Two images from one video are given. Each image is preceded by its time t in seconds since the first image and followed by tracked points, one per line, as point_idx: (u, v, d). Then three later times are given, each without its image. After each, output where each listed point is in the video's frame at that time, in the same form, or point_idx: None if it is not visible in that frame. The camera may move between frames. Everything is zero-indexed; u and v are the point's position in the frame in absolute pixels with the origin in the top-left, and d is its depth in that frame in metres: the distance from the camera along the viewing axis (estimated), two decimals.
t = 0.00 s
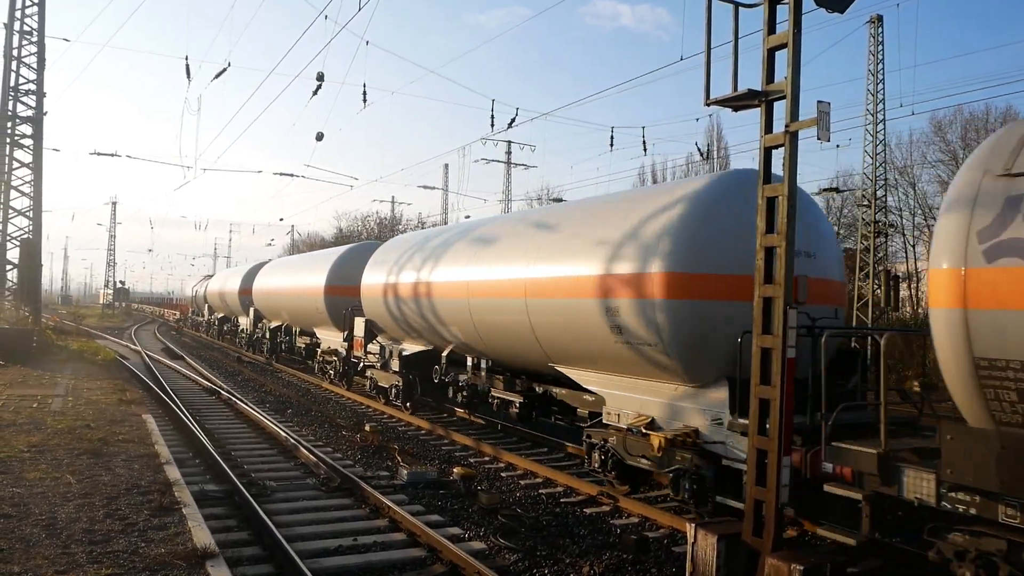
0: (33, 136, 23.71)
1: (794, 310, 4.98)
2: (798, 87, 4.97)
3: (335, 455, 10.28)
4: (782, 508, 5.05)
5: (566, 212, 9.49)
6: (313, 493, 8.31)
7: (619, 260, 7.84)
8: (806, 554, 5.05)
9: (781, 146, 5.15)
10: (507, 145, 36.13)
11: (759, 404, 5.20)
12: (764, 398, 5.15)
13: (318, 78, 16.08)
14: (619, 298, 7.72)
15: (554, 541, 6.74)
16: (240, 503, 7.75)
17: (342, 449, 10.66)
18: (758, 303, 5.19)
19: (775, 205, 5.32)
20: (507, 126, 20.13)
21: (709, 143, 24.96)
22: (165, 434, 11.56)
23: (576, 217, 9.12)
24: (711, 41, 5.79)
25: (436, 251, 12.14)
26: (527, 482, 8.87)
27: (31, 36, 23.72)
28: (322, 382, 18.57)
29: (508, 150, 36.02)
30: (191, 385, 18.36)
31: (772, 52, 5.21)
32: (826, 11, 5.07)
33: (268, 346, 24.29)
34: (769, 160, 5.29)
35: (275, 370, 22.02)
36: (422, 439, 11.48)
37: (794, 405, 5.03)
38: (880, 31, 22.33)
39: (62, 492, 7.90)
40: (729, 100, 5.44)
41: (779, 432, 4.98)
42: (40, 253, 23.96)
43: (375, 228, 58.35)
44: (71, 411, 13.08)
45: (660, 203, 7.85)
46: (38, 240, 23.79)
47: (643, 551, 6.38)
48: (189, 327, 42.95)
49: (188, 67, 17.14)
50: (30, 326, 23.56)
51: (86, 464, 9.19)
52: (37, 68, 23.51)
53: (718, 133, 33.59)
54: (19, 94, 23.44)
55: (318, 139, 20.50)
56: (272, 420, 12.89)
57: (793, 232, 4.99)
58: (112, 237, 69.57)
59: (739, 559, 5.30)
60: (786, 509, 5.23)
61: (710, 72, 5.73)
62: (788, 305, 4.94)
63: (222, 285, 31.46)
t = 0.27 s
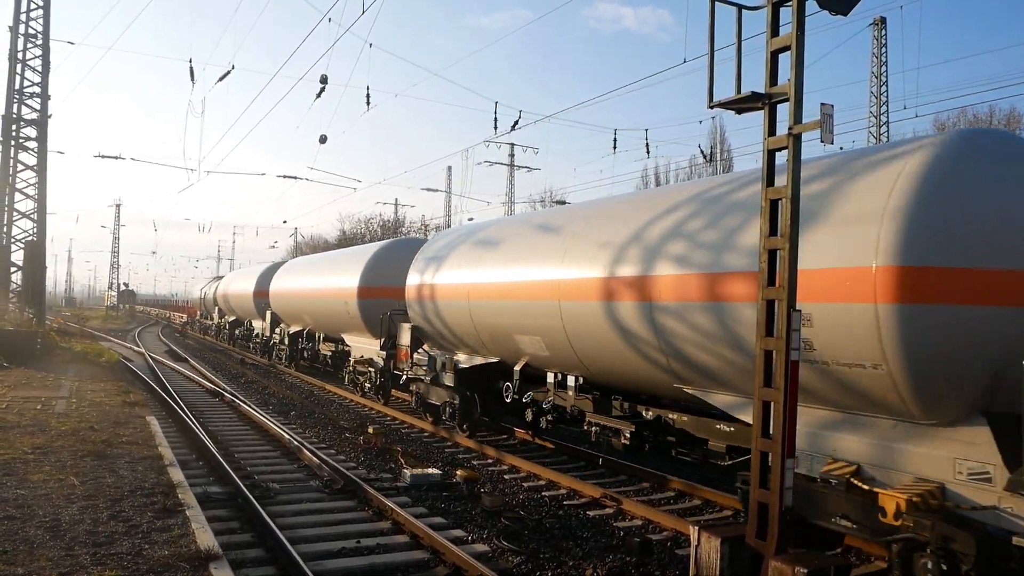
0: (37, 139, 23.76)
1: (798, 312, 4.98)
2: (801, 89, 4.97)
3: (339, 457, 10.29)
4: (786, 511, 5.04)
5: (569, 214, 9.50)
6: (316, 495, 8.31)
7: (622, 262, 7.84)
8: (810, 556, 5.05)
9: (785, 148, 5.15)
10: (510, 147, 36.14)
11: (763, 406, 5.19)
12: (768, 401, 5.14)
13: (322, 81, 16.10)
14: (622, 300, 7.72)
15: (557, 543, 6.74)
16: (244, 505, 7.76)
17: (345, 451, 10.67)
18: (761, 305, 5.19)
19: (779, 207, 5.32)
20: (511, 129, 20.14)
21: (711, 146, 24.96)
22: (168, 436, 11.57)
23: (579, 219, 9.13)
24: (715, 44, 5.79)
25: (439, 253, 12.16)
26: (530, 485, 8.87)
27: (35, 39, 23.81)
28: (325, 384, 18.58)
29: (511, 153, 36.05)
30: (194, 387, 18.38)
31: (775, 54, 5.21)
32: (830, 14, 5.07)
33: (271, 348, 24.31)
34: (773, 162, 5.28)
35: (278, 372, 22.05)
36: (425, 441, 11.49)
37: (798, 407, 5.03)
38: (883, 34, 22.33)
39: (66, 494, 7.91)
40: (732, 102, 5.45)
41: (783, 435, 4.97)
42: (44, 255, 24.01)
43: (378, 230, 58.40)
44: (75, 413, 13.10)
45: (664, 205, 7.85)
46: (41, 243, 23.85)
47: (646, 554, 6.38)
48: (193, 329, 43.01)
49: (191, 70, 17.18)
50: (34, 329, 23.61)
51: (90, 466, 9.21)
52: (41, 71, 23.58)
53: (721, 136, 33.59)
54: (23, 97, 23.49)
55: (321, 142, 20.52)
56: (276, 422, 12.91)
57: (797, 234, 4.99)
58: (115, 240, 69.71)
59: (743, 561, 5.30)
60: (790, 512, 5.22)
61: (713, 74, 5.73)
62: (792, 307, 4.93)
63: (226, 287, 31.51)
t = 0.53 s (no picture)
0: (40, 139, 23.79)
1: (800, 314, 4.97)
2: (804, 90, 4.97)
3: (340, 458, 10.30)
4: (788, 513, 5.03)
5: (572, 215, 9.49)
6: (318, 496, 8.32)
7: (625, 264, 7.84)
8: (812, 558, 5.04)
9: (787, 150, 5.14)
10: (513, 148, 36.12)
11: (765, 408, 5.19)
12: (770, 402, 5.14)
13: (324, 81, 16.10)
14: (626, 302, 7.71)
15: (559, 544, 6.74)
16: (246, 505, 7.76)
17: (347, 452, 10.68)
18: (763, 306, 5.18)
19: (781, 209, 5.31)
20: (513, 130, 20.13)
21: (714, 148, 24.81)
22: (171, 436, 11.58)
23: (582, 221, 9.12)
24: (718, 45, 5.79)
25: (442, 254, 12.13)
26: (532, 485, 8.87)
27: (38, 39, 23.85)
28: (327, 385, 18.58)
29: (514, 154, 36.05)
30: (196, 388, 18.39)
31: (778, 55, 5.21)
32: (833, 14, 5.06)
33: (273, 349, 24.31)
34: (775, 163, 5.28)
35: (280, 372, 22.07)
36: (427, 442, 11.49)
37: (800, 408, 5.02)
38: (887, 35, 22.30)
39: (68, 494, 7.92)
40: (736, 104, 5.44)
41: (785, 436, 4.96)
42: (46, 255, 24.02)
43: (381, 232, 58.42)
44: (77, 413, 13.12)
45: (667, 207, 7.84)
46: (43, 242, 23.88)
47: (648, 555, 6.38)
48: (195, 330, 43.07)
49: (194, 71, 17.19)
50: (36, 328, 23.64)
51: (92, 466, 9.22)
52: (44, 71, 23.61)
53: (725, 138, 33.54)
54: (26, 97, 23.54)
55: (324, 142, 20.52)
56: (278, 422, 12.91)
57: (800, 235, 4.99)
58: (118, 240, 69.80)
59: (745, 562, 5.29)
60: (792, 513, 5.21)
61: (716, 75, 5.73)
62: (794, 308, 4.93)
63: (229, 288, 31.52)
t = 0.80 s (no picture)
0: (40, 137, 23.77)
1: (800, 312, 4.97)
2: (805, 88, 4.97)
3: (341, 456, 10.30)
4: (788, 511, 5.04)
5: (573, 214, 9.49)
6: (319, 494, 8.32)
7: (626, 262, 7.85)
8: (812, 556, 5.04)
9: (788, 148, 5.14)
10: (513, 147, 36.11)
11: (765, 406, 5.19)
12: (770, 400, 5.14)
13: (324, 80, 16.09)
14: (627, 300, 7.72)
15: (559, 542, 6.75)
16: (246, 503, 7.77)
17: (347, 450, 10.68)
18: (764, 305, 5.19)
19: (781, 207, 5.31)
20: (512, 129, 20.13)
21: (715, 146, 24.77)
22: (171, 435, 11.58)
23: (583, 219, 9.12)
24: (718, 44, 5.79)
25: (443, 253, 12.13)
26: (532, 484, 8.87)
27: (38, 37, 23.82)
28: (327, 384, 18.57)
29: (514, 152, 36.02)
30: (197, 386, 18.39)
31: (779, 54, 5.21)
32: (833, 13, 5.06)
33: (274, 348, 24.30)
34: (776, 161, 5.28)
35: (281, 371, 22.07)
36: (428, 440, 11.49)
37: (800, 407, 5.02)
38: (887, 34, 22.28)
39: (69, 492, 7.93)
40: (736, 102, 5.44)
41: (785, 435, 4.97)
42: (46, 253, 24.02)
43: (380, 231, 58.41)
44: (77, 411, 13.12)
45: (667, 206, 7.84)
46: (43, 241, 23.87)
47: (648, 553, 6.39)
48: (195, 328, 43.09)
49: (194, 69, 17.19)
50: (36, 327, 23.64)
51: (93, 464, 9.22)
52: (44, 69, 23.59)
53: (725, 136, 33.52)
54: (26, 96, 23.52)
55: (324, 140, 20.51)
56: (278, 421, 12.91)
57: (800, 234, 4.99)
58: (118, 239, 69.79)
59: (745, 561, 5.29)
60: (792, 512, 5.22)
61: (717, 74, 5.73)
62: (795, 306, 4.93)
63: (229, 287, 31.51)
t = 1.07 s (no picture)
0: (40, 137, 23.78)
1: (801, 312, 4.96)
2: (805, 87, 4.96)
3: (342, 456, 10.29)
4: (789, 511, 5.02)
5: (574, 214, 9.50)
6: (320, 494, 8.31)
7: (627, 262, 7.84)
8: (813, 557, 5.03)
9: (788, 147, 5.13)
10: (513, 147, 36.20)
11: (766, 406, 5.18)
12: (771, 400, 5.13)
13: (324, 80, 16.10)
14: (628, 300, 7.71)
15: (560, 543, 6.74)
16: (247, 503, 7.76)
17: (348, 450, 10.68)
18: (764, 304, 5.18)
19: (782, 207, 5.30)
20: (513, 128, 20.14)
21: (716, 145, 24.69)
22: (172, 435, 11.58)
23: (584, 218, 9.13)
24: (718, 43, 5.78)
25: (444, 252, 12.14)
26: (534, 484, 8.86)
27: (38, 37, 23.82)
28: (328, 384, 18.57)
29: (514, 152, 36.02)
30: (197, 387, 18.39)
31: (779, 53, 5.20)
32: (834, 12, 5.05)
33: (274, 348, 24.32)
34: (777, 160, 5.27)
35: (282, 371, 22.08)
36: (429, 440, 11.48)
37: (801, 406, 5.01)
38: (888, 32, 22.26)
39: (70, 493, 7.92)
40: (737, 101, 5.43)
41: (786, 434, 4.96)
42: (48, 254, 24.03)
43: (381, 230, 58.42)
44: (78, 412, 13.12)
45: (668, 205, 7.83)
46: (44, 242, 23.89)
47: (649, 553, 6.38)
48: (196, 329, 43.12)
49: (195, 69, 17.21)
50: (37, 327, 23.65)
51: (94, 465, 9.22)
52: (44, 70, 23.60)
53: (726, 135, 33.50)
54: (27, 96, 23.53)
55: (324, 140, 20.51)
56: (279, 421, 12.90)
57: (801, 233, 4.98)
58: (119, 239, 69.82)
59: (747, 561, 5.28)
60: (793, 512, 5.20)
61: (717, 73, 5.72)
62: (795, 305, 4.92)
63: (230, 287, 31.53)
